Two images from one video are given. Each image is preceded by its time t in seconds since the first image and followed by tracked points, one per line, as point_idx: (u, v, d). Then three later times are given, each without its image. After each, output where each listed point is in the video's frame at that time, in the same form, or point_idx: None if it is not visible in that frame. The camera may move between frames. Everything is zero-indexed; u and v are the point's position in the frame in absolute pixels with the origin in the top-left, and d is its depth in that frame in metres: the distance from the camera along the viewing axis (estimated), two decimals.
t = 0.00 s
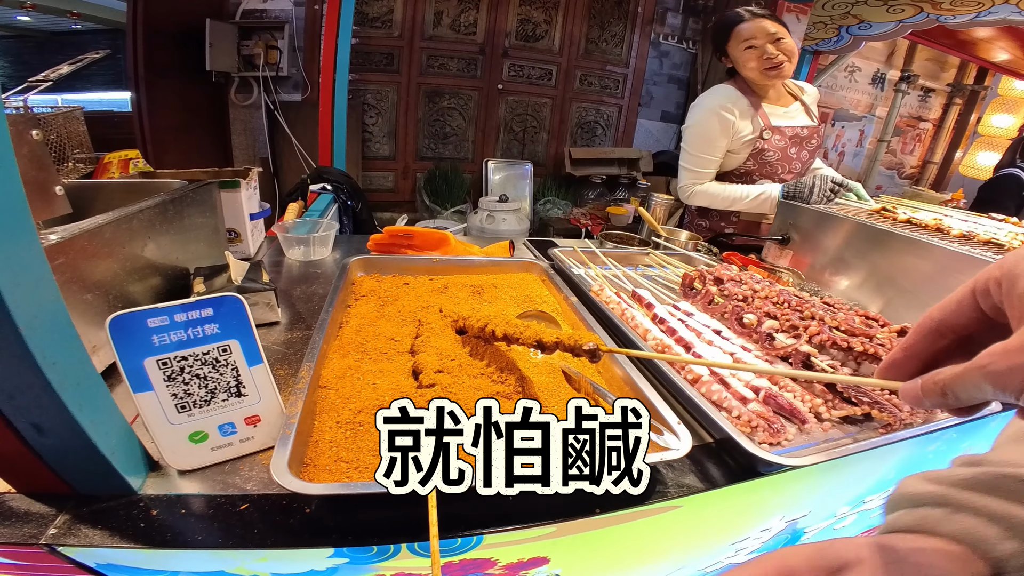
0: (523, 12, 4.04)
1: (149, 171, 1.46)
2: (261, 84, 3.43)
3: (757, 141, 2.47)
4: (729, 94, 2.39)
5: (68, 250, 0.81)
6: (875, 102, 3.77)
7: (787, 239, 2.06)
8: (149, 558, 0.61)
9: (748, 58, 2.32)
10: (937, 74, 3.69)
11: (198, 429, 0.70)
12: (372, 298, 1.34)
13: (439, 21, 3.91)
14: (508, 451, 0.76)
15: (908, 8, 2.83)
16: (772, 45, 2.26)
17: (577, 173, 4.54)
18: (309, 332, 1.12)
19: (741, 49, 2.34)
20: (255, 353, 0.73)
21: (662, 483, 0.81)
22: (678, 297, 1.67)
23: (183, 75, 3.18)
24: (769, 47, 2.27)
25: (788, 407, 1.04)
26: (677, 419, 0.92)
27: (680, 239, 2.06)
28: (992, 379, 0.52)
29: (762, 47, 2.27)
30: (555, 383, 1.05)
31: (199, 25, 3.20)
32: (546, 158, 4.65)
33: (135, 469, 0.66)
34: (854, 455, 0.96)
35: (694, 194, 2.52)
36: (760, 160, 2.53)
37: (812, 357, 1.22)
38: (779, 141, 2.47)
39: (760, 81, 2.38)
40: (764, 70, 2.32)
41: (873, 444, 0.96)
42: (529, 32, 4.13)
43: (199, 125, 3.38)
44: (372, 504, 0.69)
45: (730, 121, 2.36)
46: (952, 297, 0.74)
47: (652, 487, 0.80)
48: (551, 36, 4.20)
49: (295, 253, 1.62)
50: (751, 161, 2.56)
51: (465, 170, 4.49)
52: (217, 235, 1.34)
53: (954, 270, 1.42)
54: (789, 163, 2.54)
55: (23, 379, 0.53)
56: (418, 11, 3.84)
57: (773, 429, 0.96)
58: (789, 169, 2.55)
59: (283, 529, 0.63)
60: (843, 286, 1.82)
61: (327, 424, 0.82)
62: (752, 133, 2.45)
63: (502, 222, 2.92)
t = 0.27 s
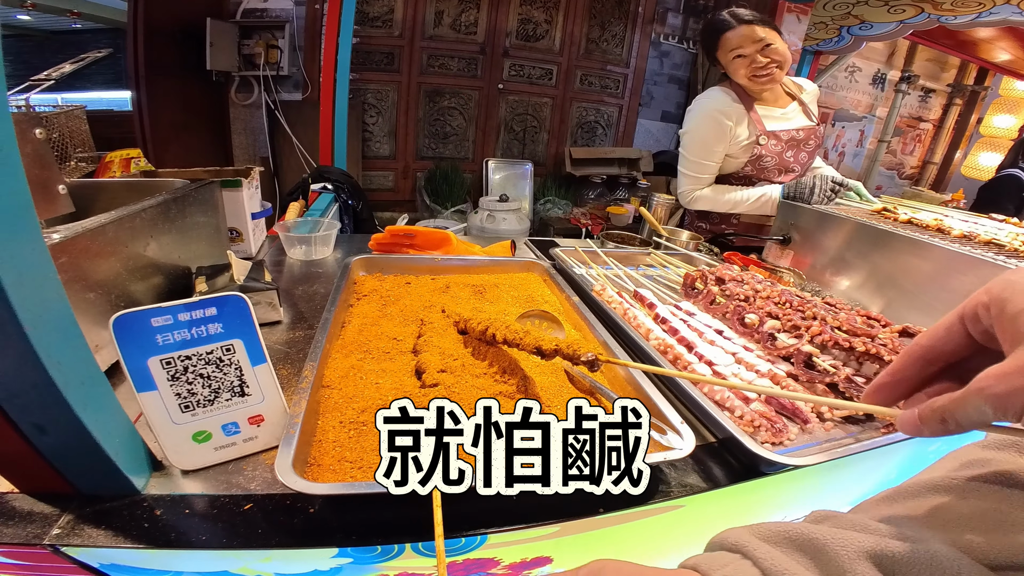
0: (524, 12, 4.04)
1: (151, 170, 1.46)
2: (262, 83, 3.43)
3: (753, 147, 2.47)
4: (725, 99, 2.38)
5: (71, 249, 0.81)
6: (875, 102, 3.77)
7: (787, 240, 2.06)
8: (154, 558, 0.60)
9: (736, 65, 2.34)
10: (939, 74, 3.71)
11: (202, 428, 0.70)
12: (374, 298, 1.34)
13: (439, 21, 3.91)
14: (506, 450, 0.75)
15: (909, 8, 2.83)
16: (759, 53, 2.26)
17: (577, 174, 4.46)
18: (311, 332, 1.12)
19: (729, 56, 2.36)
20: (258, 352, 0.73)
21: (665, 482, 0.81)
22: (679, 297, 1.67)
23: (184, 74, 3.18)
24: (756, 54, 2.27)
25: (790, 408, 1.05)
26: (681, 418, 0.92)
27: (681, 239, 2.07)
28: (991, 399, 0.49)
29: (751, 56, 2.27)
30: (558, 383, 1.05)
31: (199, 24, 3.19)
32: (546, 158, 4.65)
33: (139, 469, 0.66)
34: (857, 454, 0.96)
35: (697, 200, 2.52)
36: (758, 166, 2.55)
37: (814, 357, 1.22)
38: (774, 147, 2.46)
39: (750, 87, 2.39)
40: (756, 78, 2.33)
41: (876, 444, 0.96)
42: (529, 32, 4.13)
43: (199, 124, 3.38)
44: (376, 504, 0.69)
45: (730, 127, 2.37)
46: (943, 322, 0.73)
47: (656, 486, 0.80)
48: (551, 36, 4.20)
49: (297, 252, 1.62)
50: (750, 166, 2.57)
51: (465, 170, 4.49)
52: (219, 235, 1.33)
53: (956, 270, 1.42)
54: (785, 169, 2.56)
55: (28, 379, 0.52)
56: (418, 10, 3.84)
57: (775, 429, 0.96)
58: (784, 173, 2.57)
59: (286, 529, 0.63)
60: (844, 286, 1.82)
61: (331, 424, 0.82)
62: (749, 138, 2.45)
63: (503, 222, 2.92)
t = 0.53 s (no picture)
0: (525, 12, 4.04)
1: (153, 169, 1.45)
2: (263, 82, 3.43)
3: (754, 147, 2.47)
4: (726, 99, 2.38)
5: (74, 249, 0.80)
6: (876, 102, 3.75)
7: (790, 240, 2.06)
8: (158, 560, 0.60)
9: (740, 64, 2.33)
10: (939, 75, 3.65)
11: (206, 429, 0.69)
12: (376, 297, 1.33)
13: (440, 20, 3.91)
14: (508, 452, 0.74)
15: (911, 9, 2.84)
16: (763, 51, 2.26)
17: (577, 172, 4.54)
18: (314, 332, 1.11)
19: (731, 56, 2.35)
20: (262, 353, 0.73)
21: (670, 483, 0.81)
22: (682, 297, 1.67)
23: (185, 73, 3.17)
24: (760, 52, 2.27)
25: (794, 408, 1.04)
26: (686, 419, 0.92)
27: (683, 239, 2.06)
28: (994, 393, 0.48)
29: (756, 54, 2.26)
30: (562, 383, 1.04)
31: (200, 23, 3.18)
32: (547, 157, 4.65)
33: (142, 470, 0.65)
34: (861, 455, 0.96)
35: (701, 200, 2.52)
36: (760, 167, 2.55)
37: (817, 357, 1.22)
38: (776, 147, 2.46)
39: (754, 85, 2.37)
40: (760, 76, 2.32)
41: (881, 445, 0.96)
42: (530, 32, 4.13)
43: (200, 124, 3.37)
44: (381, 505, 0.69)
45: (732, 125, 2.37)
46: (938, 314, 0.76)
47: (659, 487, 0.80)
48: (552, 36, 4.19)
49: (298, 252, 1.62)
50: (751, 166, 2.56)
51: (465, 170, 4.48)
52: (220, 234, 1.33)
53: (958, 271, 1.41)
54: (786, 169, 2.56)
55: (32, 380, 0.51)
56: (419, 10, 3.83)
57: (780, 429, 0.95)
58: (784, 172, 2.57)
59: (291, 530, 0.63)
60: (846, 286, 1.81)
61: (335, 424, 0.81)
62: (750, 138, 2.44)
63: (504, 221, 2.92)
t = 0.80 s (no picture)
0: (525, 11, 4.04)
1: (154, 167, 1.45)
2: (263, 81, 3.42)
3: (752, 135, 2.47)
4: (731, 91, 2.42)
5: (78, 244, 0.80)
6: (876, 102, 3.76)
7: (790, 238, 2.06)
8: (162, 556, 0.60)
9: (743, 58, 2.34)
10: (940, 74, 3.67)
11: (210, 424, 0.69)
12: (378, 294, 1.33)
13: (441, 19, 3.91)
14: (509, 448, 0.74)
15: (911, 9, 2.85)
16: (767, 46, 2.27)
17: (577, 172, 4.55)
18: (316, 329, 1.11)
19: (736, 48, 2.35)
20: (266, 348, 0.74)
21: (673, 479, 0.81)
22: (682, 295, 1.67)
23: (185, 72, 3.17)
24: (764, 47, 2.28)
25: (795, 404, 1.04)
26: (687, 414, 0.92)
27: (684, 237, 2.07)
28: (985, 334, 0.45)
29: (760, 48, 2.28)
30: (563, 380, 1.05)
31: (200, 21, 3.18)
32: (547, 157, 4.65)
33: (146, 466, 0.65)
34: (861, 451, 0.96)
35: (700, 188, 2.51)
36: (758, 156, 2.51)
37: (818, 355, 1.22)
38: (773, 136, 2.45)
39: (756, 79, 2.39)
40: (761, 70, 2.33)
41: (881, 441, 0.96)
42: (530, 31, 4.13)
43: (200, 122, 3.37)
44: (384, 500, 0.69)
45: (731, 114, 2.37)
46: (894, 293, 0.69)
47: (662, 482, 0.80)
48: (552, 36, 4.20)
49: (300, 249, 1.62)
50: (750, 157, 2.52)
51: (465, 169, 4.48)
52: (222, 231, 1.33)
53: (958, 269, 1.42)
54: (785, 159, 2.53)
55: (37, 372, 0.51)
56: (419, 9, 3.83)
57: (781, 425, 0.96)
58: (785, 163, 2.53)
59: (295, 526, 0.63)
60: (846, 284, 1.82)
61: (338, 420, 0.81)
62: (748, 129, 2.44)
63: (503, 220, 2.93)
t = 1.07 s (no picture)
0: (525, 12, 4.05)
1: (158, 168, 1.45)
2: (263, 81, 3.42)
3: (755, 129, 2.50)
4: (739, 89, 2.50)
5: (88, 246, 0.81)
6: (875, 103, 3.79)
7: (790, 239, 2.07)
8: (176, 556, 0.60)
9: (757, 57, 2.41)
10: (938, 75, 3.71)
11: (222, 425, 0.70)
12: (383, 295, 1.34)
13: (441, 20, 3.91)
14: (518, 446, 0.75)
15: (911, 10, 2.86)
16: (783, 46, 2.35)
17: (578, 173, 4.47)
18: (322, 329, 1.12)
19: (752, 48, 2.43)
20: (277, 349, 0.74)
21: (677, 478, 0.82)
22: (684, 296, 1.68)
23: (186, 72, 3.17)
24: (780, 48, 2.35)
25: (796, 404, 1.05)
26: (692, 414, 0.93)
27: (685, 238, 2.08)
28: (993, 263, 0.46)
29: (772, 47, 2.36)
30: (568, 379, 1.06)
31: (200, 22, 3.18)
32: (547, 157, 4.66)
33: (159, 466, 0.65)
34: (862, 450, 0.98)
35: (705, 176, 2.52)
36: (759, 149, 2.51)
37: (819, 355, 1.23)
38: (775, 131, 2.48)
39: (766, 78, 2.46)
40: (771, 69, 2.39)
41: (881, 440, 0.98)
42: (531, 31, 4.14)
43: (201, 122, 3.37)
44: (395, 499, 0.70)
45: (740, 107, 2.45)
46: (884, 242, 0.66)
47: (666, 482, 0.81)
48: (552, 36, 4.21)
49: (304, 250, 1.63)
50: (750, 149, 2.54)
51: (465, 169, 4.49)
52: (226, 232, 1.33)
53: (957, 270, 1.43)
54: (787, 153, 2.52)
55: (56, 374, 0.52)
56: (420, 9, 3.84)
57: (784, 425, 0.97)
58: (787, 157, 2.52)
59: (307, 525, 0.63)
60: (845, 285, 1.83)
61: (348, 420, 0.82)
62: (753, 121, 2.49)
63: (503, 221, 2.95)
